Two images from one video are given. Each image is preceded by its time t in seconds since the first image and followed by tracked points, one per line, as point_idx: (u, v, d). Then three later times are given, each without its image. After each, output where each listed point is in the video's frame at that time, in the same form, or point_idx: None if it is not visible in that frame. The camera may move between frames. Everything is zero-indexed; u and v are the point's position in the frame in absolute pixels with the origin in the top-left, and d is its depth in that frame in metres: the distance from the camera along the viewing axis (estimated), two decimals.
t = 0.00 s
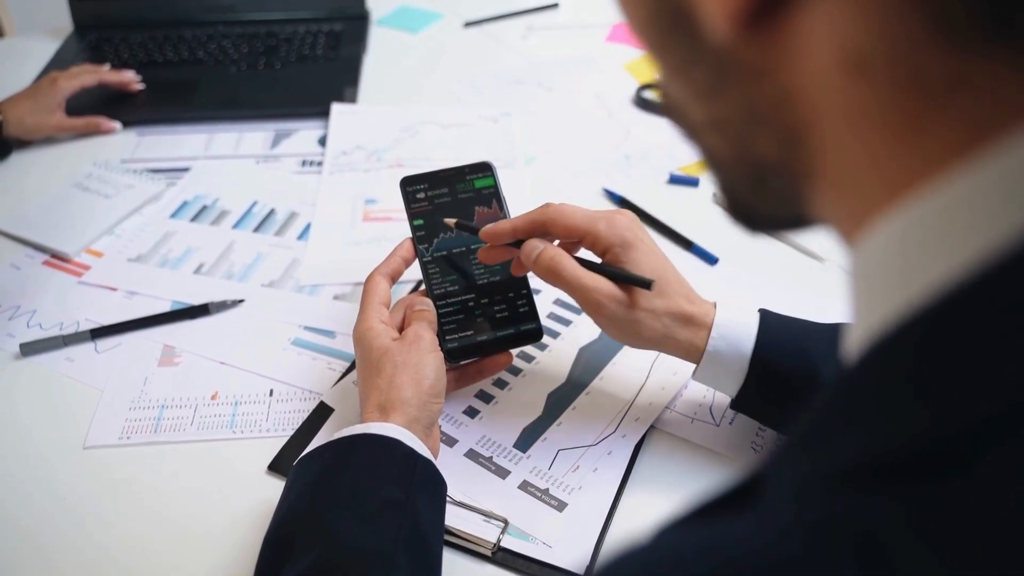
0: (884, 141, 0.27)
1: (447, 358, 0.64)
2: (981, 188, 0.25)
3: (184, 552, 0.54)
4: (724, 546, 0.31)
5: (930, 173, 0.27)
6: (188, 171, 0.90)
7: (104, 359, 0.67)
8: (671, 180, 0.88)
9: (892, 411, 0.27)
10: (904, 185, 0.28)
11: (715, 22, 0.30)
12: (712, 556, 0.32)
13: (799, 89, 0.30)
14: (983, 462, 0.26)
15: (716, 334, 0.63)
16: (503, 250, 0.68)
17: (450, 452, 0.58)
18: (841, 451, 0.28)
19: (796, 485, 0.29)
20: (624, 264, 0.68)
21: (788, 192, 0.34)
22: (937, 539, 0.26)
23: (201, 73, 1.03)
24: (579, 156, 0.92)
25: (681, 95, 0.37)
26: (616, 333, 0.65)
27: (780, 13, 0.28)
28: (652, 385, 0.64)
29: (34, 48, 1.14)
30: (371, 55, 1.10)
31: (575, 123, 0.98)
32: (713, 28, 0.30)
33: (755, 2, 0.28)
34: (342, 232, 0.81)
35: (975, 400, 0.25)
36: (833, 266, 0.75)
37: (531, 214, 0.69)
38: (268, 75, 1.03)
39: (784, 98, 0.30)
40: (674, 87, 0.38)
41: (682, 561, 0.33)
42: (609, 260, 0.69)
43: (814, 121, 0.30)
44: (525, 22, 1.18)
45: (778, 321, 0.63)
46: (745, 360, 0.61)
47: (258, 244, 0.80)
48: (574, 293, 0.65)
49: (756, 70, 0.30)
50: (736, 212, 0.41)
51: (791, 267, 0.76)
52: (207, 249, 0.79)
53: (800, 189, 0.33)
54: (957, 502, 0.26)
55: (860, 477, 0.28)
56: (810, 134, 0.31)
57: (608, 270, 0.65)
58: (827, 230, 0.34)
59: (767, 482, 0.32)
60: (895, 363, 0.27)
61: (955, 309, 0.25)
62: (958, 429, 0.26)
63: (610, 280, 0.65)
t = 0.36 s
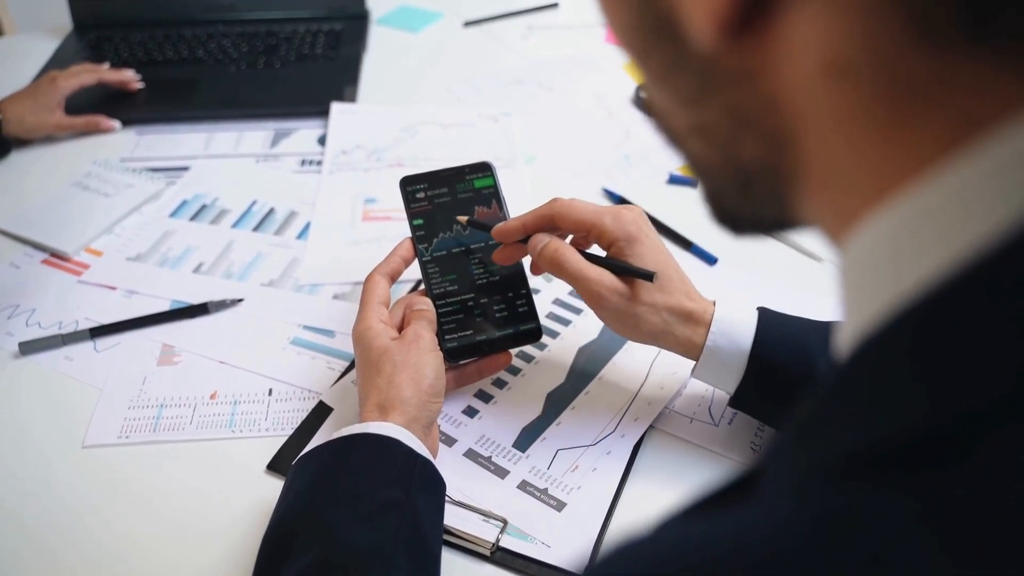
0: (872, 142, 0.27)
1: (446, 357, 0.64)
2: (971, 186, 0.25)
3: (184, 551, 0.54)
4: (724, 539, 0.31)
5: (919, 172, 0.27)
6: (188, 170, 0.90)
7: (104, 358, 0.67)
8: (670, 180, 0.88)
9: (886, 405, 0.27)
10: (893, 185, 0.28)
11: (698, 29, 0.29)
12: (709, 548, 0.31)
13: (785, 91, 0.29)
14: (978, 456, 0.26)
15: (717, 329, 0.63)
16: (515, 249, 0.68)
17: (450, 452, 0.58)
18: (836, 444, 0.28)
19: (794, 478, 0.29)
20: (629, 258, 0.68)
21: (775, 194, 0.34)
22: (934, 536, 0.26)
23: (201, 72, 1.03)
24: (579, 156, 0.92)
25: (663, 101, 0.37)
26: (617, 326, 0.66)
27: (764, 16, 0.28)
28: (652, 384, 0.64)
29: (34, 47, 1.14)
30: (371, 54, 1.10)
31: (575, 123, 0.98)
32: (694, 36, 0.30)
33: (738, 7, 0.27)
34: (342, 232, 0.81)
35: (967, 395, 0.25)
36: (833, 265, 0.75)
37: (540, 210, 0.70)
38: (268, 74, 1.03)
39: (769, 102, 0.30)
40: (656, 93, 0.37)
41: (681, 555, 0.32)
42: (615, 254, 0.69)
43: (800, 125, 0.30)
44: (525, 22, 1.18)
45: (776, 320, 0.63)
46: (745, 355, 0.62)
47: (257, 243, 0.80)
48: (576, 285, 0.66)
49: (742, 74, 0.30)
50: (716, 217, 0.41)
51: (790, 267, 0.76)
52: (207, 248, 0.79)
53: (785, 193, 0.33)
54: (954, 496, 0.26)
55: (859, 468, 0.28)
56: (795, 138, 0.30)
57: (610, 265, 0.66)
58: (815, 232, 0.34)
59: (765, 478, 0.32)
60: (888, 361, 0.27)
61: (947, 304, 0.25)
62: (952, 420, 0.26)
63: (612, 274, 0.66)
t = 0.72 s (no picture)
0: (868, 144, 0.27)
1: (446, 357, 0.64)
2: (967, 187, 0.25)
3: (183, 551, 0.54)
4: (724, 537, 0.31)
5: (916, 173, 0.27)
6: (187, 169, 0.90)
7: (103, 358, 0.67)
8: (670, 181, 0.88)
9: (885, 403, 0.27)
10: (890, 186, 0.28)
11: (696, 31, 0.29)
12: (711, 547, 0.31)
13: (782, 92, 0.29)
14: (975, 454, 0.26)
15: (722, 319, 0.64)
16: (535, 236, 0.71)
17: (449, 452, 0.59)
18: (836, 442, 0.28)
19: (794, 477, 0.29)
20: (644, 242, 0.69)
21: (773, 197, 0.34)
22: (933, 534, 0.26)
23: (200, 72, 1.03)
24: (579, 156, 0.92)
25: (663, 104, 0.37)
26: (624, 309, 0.67)
27: (761, 18, 0.28)
28: (651, 384, 0.64)
29: (34, 46, 1.14)
30: (371, 55, 1.10)
31: (575, 123, 0.98)
32: (691, 39, 0.30)
33: (734, 8, 0.27)
34: (341, 231, 0.81)
35: (964, 393, 0.26)
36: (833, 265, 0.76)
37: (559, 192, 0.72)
38: (268, 74, 1.03)
39: (767, 106, 0.30)
40: (656, 96, 0.38)
41: (682, 554, 0.32)
42: (630, 237, 0.70)
43: (797, 128, 0.30)
44: (525, 22, 1.18)
45: (777, 318, 0.63)
46: (748, 346, 0.62)
47: (257, 243, 0.80)
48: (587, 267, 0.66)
49: (740, 74, 0.30)
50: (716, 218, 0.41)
51: (790, 267, 0.76)
52: (206, 248, 0.79)
53: (783, 197, 0.33)
54: (952, 494, 0.26)
55: (858, 466, 0.28)
56: (793, 142, 0.31)
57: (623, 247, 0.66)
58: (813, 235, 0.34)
59: (765, 478, 0.32)
60: (886, 360, 0.27)
61: (945, 301, 0.25)
62: (949, 418, 0.26)
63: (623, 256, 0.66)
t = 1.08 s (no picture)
0: (868, 145, 0.27)
1: (444, 356, 0.64)
2: (969, 187, 0.25)
3: (182, 550, 0.54)
4: (724, 536, 0.31)
5: (917, 174, 0.27)
6: (186, 168, 0.90)
7: (102, 356, 0.67)
8: (669, 180, 0.88)
9: (884, 403, 0.27)
10: (891, 187, 0.28)
11: (698, 31, 0.29)
12: (712, 547, 0.31)
13: (783, 92, 0.29)
14: (975, 454, 0.26)
15: (725, 314, 0.64)
16: (552, 250, 0.72)
17: (447, 451, 0.59)
18: (835, 442, 0.28)
19: (793, 477, 0.30)
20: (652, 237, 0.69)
21: (774, 198, 0.34)
22: (932, 533, 0.26)
23: (200, 71, 1.03)
24: (578, 156, 0.92)
25: (664, 104, 0.37)
26: (630, 308, 0.67)
27: (762, 18, 0.28)
28: (650, 383, 0.64)
29: (33, 45, 1.14)
30: (371, 53, 1.10)
31: (575, 122, 0.98)
32: (692, 38, 0.30)
33: (736, 9, 0.27)
34: (341, 230, 0.81)
35: (963, 393, 0.26)
36: (833, 265, 0.75)
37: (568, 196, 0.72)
38: (267, 73, 1.03)
39: (767, 106, 0.30)
40: (657, 96, 0.38)
41: (682, 553, 0.32)
42: (640, 233, 0.70)
43: (798, 128, 0.30)
44: (525, 21, 1.18)
45: (776, 317, 0.63)
46: (750, 341, 0.62)
47: (256, 242, 0.80)
48: (591, 268, 0.67)
49: (742, 74, 0.30)
50: (717, 218, 0.41)
51: (789, 267, 0.76)
52: (206, 246, 0.79)
53: (784, 197, 0.33)
54: (952, 494, 0.26)
55: (858, 467, 0.28)
56: (793, 142, 0.31)
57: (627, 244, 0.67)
58: (815, 236, 0.34)
59: (766, 478, 0.32)
60: (885, 360, 0.27)
61: (946, 301, 0.25)
62: (948, 417, 0.26)
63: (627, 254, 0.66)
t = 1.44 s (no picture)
0: (868, 144, 0.28)
1: (440, 356, 0.64)
2: (968, 187, 0.25)
3: (177, 551, 0.54)
4: (720, 537, 0.31)
5: (916, 173, 0.27)
6: (182, 168, 0.90)
7: (97, 356, 0.67)
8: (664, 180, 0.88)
9: (883, 402, 0.27)
10: (890, 187, 0.28)
11: (698, 29, 0.29)
12: (708, 547, 0.31)
13: (782, 93, 0.30)
14: (975, 454, 0.26)
15: (725, 310, 0.64)
16: (573, 270, 0.70)
17: (443, 452, 0.59)
18: (834, 442, 0.29)
19: (791, 477, 0.30)
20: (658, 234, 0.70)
21: (771, 200, 0.34)
22: (932, 532, 0.26)
23: (195, 70, 1.03)
24: (573, 156, 0.92)
25: (660, 107, 0.37)
26: (642, 311, 0.67)
27: (762, 17, 0.28)
28: (646, 384, 0.64)
29: (27, 45, 1.14)
30: (366, 54, 1.10)
31: (570, 122, 0.98)
32: (691, 37, 0.30)
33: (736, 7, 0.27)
34: (336, 230, 0.81)
35: (962, 393, 0.26)
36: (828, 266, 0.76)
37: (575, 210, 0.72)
38: (262, 72, 1.03)
39: (766, 107, 0.31)
40: (654, 99, 0.38)
41: (677, 554, 0.32)
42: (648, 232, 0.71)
43: (796, 129, 0.30)
44: (520, 22, 1.18)
45: (773, 316, 0.63)
46: (750, 340, 0.62)
47: (252, 242, 0.79)
48: (602, 274, 0.66)
49: (741, 74, 0.30)
50: (713, 222, 0.41)
51: (785, 267, 0.76)
52: (201, 247, 0.79)
53: (783, 198, 0.33)
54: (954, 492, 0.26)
55: (858, 466, 0.28)
56: (791, 143, 0.31)
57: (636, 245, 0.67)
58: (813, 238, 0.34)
59: (761, 479, 0.32)
60: (885, 360, 0.27)
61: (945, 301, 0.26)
62: (947, 417, 0.26)
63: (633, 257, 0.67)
